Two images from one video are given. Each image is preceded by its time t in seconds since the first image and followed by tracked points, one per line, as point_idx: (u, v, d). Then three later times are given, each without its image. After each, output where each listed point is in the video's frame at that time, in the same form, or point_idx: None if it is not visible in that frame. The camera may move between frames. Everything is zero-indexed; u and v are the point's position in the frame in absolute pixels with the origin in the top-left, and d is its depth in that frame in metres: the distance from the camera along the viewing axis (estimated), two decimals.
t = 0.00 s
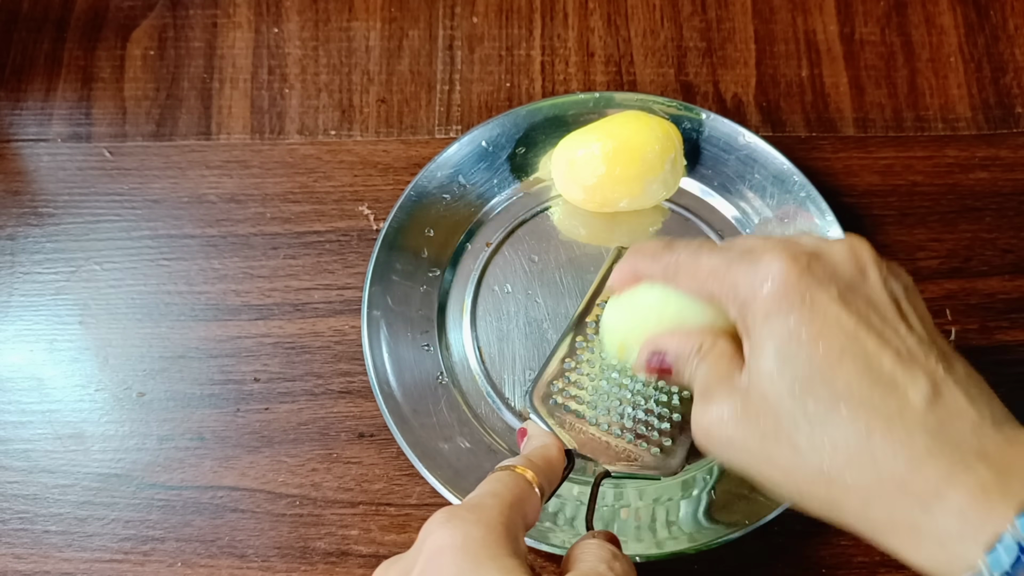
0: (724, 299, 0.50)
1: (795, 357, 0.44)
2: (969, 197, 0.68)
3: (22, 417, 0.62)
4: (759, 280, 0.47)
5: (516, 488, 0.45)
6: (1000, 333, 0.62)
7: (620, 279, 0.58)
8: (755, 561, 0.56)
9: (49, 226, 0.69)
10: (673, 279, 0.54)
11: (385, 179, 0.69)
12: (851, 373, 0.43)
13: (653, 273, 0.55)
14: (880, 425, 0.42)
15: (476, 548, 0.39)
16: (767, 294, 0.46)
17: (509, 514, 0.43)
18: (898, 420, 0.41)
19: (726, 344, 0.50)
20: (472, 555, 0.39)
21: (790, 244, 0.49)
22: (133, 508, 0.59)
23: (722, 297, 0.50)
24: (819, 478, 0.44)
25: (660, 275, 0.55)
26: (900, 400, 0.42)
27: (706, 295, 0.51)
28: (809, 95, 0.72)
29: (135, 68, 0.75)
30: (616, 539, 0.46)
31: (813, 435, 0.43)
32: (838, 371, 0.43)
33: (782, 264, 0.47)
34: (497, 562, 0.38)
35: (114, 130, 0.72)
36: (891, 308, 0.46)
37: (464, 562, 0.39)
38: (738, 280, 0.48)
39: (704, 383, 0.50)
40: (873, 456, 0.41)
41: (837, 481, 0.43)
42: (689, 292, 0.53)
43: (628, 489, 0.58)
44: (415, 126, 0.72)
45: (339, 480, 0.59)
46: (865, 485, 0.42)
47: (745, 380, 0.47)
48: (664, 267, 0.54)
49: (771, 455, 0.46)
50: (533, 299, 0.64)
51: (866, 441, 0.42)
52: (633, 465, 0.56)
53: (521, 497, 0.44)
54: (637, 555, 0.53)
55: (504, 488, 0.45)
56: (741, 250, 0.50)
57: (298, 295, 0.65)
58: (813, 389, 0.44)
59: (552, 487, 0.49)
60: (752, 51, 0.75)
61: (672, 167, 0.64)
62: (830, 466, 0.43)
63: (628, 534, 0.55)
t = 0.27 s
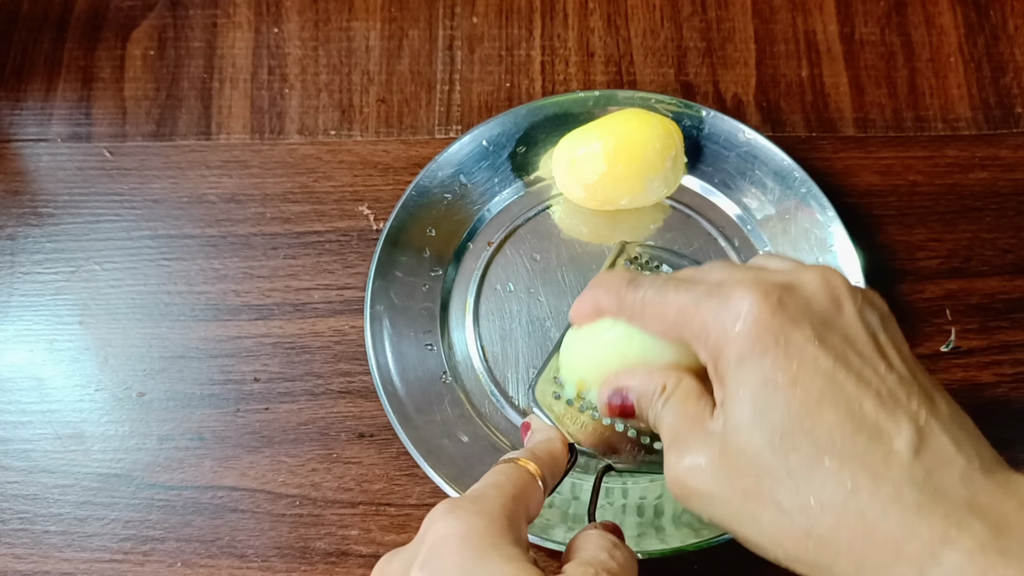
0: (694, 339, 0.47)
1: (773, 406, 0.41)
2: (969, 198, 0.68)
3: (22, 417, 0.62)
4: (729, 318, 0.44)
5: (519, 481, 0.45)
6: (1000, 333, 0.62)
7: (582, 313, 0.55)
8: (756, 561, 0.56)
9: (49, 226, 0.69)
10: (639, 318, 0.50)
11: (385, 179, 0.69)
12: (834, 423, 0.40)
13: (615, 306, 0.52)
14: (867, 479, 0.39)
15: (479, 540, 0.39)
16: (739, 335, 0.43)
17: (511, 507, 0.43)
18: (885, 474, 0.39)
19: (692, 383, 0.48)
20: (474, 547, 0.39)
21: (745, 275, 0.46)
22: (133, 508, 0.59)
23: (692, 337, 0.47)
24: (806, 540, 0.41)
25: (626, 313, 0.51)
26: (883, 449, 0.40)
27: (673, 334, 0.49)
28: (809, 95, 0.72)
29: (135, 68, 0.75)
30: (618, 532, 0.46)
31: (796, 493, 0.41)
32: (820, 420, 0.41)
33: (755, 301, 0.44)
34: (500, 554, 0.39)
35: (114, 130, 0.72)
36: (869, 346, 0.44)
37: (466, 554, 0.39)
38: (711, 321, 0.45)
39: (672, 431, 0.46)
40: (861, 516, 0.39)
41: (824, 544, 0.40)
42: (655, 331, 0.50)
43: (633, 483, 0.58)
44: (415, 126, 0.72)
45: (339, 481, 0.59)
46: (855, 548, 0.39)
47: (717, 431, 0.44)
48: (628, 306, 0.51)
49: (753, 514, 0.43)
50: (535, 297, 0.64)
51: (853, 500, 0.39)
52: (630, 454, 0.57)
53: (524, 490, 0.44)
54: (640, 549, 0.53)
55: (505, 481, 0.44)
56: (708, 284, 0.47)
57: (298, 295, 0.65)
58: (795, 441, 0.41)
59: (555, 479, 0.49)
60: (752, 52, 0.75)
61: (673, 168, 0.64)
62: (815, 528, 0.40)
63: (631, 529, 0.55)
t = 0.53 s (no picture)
0: (720, 245, 0.52)
1: (773, 286, 0.46)
2: (968, 198, 0.68)
3: (23, 417, 0.62)
4: (745, 226, 0.49)
5: (533, 478, 0.45)
6: (999, 333, 0.62)
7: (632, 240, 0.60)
8: (756, 561, 0.56)
9: (49, 226, 0.69)
10: (676, 233, 0.55)
11: (385, 179, 0.69)
12: (828, 305, 0.44)
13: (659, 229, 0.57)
14: (850, 356, 0.43)
15: (498, 538, 0.39)
16: (748, 226, 0.49)
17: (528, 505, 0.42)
18: (867, 351, 0.43)
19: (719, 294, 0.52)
20: (494, 545, 0.39)
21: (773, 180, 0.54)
22: (133, 508, 0.59)
23: (718, 245, 0.52)
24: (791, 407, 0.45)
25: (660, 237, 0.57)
26: (865, 318, 0.44)
27: (706, 247, 0.53)
28: (809, 96, 0.72)
29: (135, 69, 0.75)
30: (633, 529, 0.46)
31: (786, 366, 0.45)
32: (813, 303, 0.45)
33: (769, 204, 0.49)
34: (519, 553, 0.38)
35: (114, 130, 0.72)
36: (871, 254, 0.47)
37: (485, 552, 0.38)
38: (728, 220, 0.51)
39: (694, 329, 0.51)
40: (841, 384, 0.43)
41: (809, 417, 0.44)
42: (689, 248, 0.55)
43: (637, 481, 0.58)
44: (415, 126, 0.72)
45: (340, 481, 0.59)
46: (832, 414, 0.43)
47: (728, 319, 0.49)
48: (656, 236, 0.58)
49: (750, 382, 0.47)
50: (540, 295, 0.64)
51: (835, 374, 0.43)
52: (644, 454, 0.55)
53: (538, 485, 0.45)
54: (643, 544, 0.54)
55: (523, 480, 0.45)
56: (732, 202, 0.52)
57: (298, 296, 0.65)
58: (794, 323, 0.45)
59: (566, 476, 0.49)
60: (751, 52, 0.75)
61: (677, 164, 0.64)
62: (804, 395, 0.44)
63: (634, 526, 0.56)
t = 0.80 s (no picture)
0: (742, 237, 0.52)
1: (794, 272, 0.47)
2: (968, 198, 0.68)
3: (23, 416, 0.62)
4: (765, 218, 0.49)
5: (547, 479, 0.45)
6: (998, 332, 0.63)
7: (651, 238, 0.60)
8: (756, 561, 0.56)
9: (50, 226, 0.69)
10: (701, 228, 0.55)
11: (385, 179, 0.69)
12: (846, 290, 0.45)
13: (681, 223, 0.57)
14: (870, 336, 0.44)
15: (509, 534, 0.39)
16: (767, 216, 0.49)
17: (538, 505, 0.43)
18: (885, 330, 0.44)
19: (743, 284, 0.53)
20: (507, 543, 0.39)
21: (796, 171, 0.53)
22: (133, 508, 0.59)
23: (742, 240, 0.52)
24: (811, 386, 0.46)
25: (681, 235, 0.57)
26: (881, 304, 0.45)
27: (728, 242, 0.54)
28: (809, 96, 0.72)
29: (135, 69, 0.75)
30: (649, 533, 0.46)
31: (804, 347, 0.46)
32: (834, 286, 0.46)
33: (789, 196, 0.49)
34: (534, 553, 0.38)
35: (115, 130, 0.73)
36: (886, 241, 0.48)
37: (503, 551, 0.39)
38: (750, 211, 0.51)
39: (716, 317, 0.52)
40: (860, 363, 0.44)
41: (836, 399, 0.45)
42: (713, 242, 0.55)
43: (645, 481, 0.58)
44: (415, 126, 0.72)
45: (340, 480, 0.59)
46: (850, 391, 0.44)
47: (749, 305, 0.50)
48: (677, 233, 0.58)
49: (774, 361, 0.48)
50: (546, 294, 0.64)
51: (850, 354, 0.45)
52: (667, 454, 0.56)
53: (556, 488, 0.44)
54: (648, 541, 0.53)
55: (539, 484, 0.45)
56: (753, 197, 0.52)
57: (298, 296, 0.65)
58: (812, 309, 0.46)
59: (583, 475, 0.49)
60: (751, 52, 0.75)
61: (681, 164, 0.64)
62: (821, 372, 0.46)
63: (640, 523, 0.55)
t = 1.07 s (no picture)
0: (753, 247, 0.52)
1: (840, 260, 0.47)
2: (968, 198, 0.68)
3: (23, 416, 0.62)
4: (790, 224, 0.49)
5: (533, 477, 0.45)
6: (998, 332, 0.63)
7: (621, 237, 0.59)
8: (756, 561, 0.56)
9: (50, 226, 0.69)
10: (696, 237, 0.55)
11: (385, 179, 0.69)
12: (890, 276, 0.46)
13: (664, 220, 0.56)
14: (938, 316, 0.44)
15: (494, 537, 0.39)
16: (793, 217, 0.49)
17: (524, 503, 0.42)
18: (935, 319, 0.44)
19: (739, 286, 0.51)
20: (493, 545, 0.39)
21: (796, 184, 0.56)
22: (133, 508, 0.59)
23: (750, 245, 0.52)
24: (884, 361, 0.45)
25: (678, 229, 0.55)
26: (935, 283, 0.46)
27: (730, 246, 0.54)
28: (809, 96, 0.73)
29: (135, 69, 0.75)
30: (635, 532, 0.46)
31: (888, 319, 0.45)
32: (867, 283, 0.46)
33: (811, 204, 0.50)
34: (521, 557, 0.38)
35: (115, 130, 0.73)
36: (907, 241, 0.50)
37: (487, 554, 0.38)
38: (764, 216, 0.50)
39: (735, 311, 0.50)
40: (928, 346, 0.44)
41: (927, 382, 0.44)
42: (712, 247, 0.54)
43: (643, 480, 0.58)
44: (415, 126, 0.72)
45: (340, 480, 0.59)
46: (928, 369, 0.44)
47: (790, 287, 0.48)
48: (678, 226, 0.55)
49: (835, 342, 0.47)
50: (546, 294, 0.64)
51: (902, 341, 0.45)
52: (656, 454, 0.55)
53: (541, 486, 0.44)
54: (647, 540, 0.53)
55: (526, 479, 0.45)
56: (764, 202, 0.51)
57: (298, 296, 0.65)
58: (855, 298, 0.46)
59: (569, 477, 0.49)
60: (751, 52, 0.75)
61: (681, 163, 0.65)
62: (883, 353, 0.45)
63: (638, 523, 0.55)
